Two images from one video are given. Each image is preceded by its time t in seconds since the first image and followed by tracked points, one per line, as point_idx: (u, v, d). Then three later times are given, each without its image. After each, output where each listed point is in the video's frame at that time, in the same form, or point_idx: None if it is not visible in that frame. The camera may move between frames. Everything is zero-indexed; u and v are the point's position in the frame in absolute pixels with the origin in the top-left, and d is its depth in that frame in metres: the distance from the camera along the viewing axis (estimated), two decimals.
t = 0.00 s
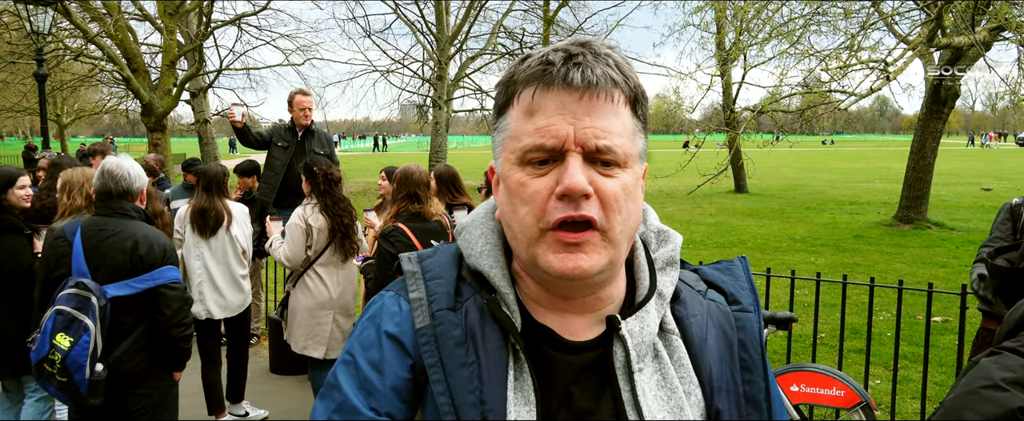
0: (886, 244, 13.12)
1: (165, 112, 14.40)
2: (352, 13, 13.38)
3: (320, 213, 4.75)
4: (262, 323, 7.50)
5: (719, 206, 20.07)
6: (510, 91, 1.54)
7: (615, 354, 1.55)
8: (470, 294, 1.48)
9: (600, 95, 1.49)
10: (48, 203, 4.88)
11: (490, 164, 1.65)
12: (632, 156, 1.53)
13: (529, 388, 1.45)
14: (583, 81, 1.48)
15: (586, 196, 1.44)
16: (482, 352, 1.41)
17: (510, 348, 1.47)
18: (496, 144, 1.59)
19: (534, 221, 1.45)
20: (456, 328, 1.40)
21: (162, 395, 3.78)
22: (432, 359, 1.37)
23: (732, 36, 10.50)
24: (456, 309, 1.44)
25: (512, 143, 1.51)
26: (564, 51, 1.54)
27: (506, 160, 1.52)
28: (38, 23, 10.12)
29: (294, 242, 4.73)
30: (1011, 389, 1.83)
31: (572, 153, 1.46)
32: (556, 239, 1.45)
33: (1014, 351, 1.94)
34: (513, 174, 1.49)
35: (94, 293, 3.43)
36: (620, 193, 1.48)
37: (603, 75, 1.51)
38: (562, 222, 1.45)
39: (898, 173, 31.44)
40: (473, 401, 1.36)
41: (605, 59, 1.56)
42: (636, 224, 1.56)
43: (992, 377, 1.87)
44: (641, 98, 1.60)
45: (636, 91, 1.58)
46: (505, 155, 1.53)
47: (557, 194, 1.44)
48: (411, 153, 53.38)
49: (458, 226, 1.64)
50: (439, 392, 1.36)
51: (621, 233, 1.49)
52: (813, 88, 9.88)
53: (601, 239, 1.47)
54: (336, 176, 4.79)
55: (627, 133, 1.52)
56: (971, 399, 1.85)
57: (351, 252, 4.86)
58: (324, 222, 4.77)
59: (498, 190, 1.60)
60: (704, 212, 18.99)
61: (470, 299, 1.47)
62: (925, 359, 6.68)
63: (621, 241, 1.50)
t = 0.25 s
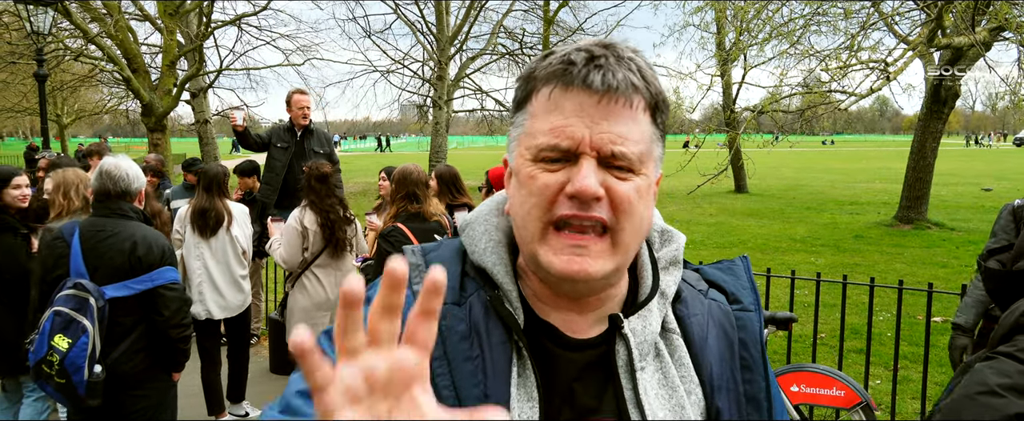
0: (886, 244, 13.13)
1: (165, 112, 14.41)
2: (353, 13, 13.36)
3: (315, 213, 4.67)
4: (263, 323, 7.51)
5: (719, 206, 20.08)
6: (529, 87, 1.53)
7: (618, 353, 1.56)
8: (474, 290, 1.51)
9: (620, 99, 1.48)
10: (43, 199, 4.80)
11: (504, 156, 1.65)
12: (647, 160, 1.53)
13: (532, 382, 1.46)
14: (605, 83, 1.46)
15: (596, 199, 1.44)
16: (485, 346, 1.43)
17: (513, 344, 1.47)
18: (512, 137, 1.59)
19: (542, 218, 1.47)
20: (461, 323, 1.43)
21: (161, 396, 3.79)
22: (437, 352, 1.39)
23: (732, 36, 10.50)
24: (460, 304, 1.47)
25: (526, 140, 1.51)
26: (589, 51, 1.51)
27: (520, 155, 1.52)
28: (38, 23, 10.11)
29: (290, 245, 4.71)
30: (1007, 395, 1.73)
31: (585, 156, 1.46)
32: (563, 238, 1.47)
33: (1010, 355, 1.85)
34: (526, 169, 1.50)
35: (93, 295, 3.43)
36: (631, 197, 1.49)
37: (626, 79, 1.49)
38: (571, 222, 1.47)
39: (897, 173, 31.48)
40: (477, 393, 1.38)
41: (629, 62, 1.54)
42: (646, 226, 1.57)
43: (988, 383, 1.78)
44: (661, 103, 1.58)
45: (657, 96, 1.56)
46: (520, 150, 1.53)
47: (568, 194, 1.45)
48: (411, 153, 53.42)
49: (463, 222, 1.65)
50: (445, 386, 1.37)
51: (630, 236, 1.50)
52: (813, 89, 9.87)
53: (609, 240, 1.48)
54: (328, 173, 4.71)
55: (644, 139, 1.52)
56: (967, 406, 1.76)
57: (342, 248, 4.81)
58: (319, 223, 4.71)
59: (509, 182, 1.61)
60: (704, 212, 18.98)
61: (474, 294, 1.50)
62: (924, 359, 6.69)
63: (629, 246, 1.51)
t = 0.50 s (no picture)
0: (886, 244, 13.14)
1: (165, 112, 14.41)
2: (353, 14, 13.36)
3: (309, 215, 4.66)
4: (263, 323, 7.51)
5: (720, 206, 20.08)
6: (564, 102, 1.45)
7: (626, 357, 1.56)
8: (480, 288, 1.47)
9: (654, 136, 1.42)
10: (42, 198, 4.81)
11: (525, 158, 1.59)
12: (671, 196, 1.49)
13: (540, 382, 1.45)
14: (643, 120, 1.40)
15: (616, 233, 1.41)
16: (493, 347, 1.41)
17: (520, 344, 1.46)
18: (538, 147, 1.52)
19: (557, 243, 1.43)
20: (466, 322, 1.39)
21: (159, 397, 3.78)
22: (443, 352, 1.36)
23: (733, 36, 10.50)
24: (466, 303, 1.43)
25: (552, 158, 1.45)
26: (630, 81, 1.45)
27: (543, 171, 1.46)
28: (38, 23, 10.11)
29: (286, 245, 4.69)
30: (999, 401, 1.79)
31: (611, 188, 1.40)
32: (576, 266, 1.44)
33: (1001, 359, 1.90)
34: (547, 188, 1.44)
35: (90, 295, 3.43)
36: (650, 232, 1.45)
37: (663, 116, 1.43)
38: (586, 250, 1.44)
39: (897, 173, 31.50)
40: (484, 394, 1.36)
41: (668, 97, 1.48)
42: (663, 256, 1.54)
43: (981, 389, 1.83)
44: (691, 137, 1.53)
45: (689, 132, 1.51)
46: (544, 165, 1.47)
47: (588, 222, 1.41)
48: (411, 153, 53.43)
49: (470, 221, 1.59)
50: (452, 386, 1.34)
51: (642, 268, 1.49)
52: (813, 89, 9.87)
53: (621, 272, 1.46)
54: (325, 173, 4.73)
55: (671, 176, 1.47)
56: (959, 412, 1.82)
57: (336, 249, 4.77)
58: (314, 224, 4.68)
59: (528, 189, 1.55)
60: (704, 212, 18.98)
61: (481, 293, 1.46)
62: (924, 359, 6.70)
63: (641, 275, 1.49)
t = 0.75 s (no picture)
0: (886, 244, 13.14)
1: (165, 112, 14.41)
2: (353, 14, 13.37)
3: (308, 215, 4.66)
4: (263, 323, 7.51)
5: (720, 206, 20.08)
6: (543, 92, 1.53)
7: (625, 343, 1.58)
8: (484, 284, 1.49)
9: (627, 111, 1.47)
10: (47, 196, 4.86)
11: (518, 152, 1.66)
12: (652, 170, 1.53)
13: (542, 369, 1.49)
14: (612, 96, 1.46)
15: (597, 207, 1.45)
16: (495, 340, 1.42)
17: (524, 336, 1.49)
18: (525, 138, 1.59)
19: (545, 220, 1.48)
20: (471, 318, 1.40)
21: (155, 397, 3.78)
22: (449, 347, 1.37)
23: (733, 36, 10.51)
24: (470, 299, 1.44)
25: (536, 144, 1.52)
26: (600, 63, 1.51)
27: (529, 157, 1.53)
28: (39, 23, 10.11)
29: (284, 246, 4.69)
30: (985, 407, 1.71)
31: (589, 164, 1.46)
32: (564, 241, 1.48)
33: (988, 366, 1.83)
34: (534, 172, 1.50)
35: (86, 294, 3.42)
36: (632, 205, 1.49)
37: (635, 93, 1.48)
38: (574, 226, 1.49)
39: (897, 173, 31.52)
40: (487, 385, 1.37)
41: (640, 75, 1.53)
42: (650, 231, 1.57)
43: (968, 394, 1.74)
44: (671, 114, 1.57)
45: (666, 108, 1.55)
46: (529, 152, 1.54)
47: (571, 199, 1.46)
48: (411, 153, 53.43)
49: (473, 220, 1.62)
50: (455, 378, 1.36)
51: (631, 242, 1.51)
52: (813, 89, 9.87)
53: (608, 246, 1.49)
54: (322, 172, 4.72)
55: (650, 150, 1.51)
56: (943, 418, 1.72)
57: (335, 249, 4.76)
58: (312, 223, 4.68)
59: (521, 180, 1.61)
60: (704, 212, 18.98)
61: (485, 289, 1.48)
62: (924, 359, 6.70)
63: (629, 250, 1.51)
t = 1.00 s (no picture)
0: (887, 244, 13.14)
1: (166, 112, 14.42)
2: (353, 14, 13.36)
3: (307, 215, 4.66)
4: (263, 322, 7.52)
5: (720, 206, 20.09)
6: (537, 90, 1.56)
7: (619, 331, 1.58)
8: (485, 278, 1.51)
9: (619, 102, 1.50)
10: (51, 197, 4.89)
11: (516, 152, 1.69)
12: (645, 159, 1.55)
13: (540, 358, 1.48)
14: (603, 89, 1.49)
15: (594, 193, 1.47)
16: (495, 330, 1.43)
17: (521, 327, 1.49)
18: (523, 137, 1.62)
19: (545, 209, 1.49)
20: (471, 308, 1.43)
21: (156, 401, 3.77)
22: (450, 336, 1.40)
23: (733, 36, 10.51)
24: (471, 291, 1.47)
25: (533, 139, 1.54)
26: (592, 59, 1.55)
27: (527, 153, 1.56)
28: (38, 23, 10.10)
29: (284, 246, 4.68)
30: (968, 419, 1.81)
31: (585, 154, 1.48)
32: (564, 229, 1.49)
33: (972, 375, 1.90)
34: (532, 166, 1.53)
35: (86, 293, 3.43)
36: (628, 192, 1.50)
37: (626, 85, 1.52)
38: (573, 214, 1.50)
39: (897, 173, 31.52)
40: (486, 373, 1.38)
41: (630, 69, 1.56)
42: (646, 220, 1.59)
43: (952, 406, 1.84)
44: (661, 106, 1.60)
45: (656, 100, 1.57)
46: (527, 148, 1.57)
47: (569, 188, 1.47)
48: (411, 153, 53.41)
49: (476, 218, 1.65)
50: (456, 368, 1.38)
51: (629, 228, 1.52)
52: (813, 89, 9.87)
53: (607, 230, 1.50)
54: (323, 174, 4.69)
55: (643, 139, 1.53)
56: None
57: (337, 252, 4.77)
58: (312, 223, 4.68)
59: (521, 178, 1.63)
60: (704, 212, 18.99)
61: (486, 282, 1.50)
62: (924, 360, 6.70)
63: (626, 236, 1.52)
